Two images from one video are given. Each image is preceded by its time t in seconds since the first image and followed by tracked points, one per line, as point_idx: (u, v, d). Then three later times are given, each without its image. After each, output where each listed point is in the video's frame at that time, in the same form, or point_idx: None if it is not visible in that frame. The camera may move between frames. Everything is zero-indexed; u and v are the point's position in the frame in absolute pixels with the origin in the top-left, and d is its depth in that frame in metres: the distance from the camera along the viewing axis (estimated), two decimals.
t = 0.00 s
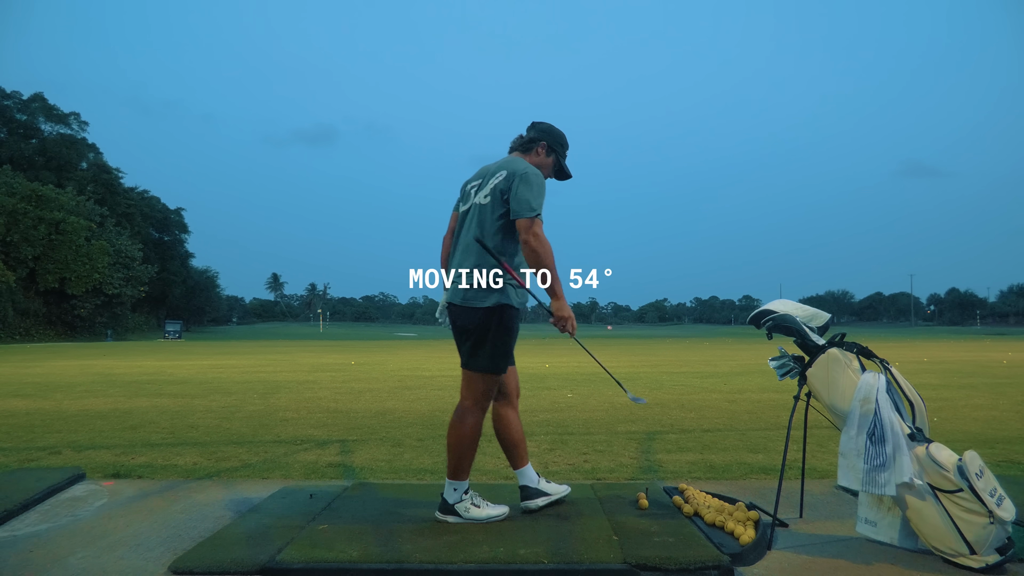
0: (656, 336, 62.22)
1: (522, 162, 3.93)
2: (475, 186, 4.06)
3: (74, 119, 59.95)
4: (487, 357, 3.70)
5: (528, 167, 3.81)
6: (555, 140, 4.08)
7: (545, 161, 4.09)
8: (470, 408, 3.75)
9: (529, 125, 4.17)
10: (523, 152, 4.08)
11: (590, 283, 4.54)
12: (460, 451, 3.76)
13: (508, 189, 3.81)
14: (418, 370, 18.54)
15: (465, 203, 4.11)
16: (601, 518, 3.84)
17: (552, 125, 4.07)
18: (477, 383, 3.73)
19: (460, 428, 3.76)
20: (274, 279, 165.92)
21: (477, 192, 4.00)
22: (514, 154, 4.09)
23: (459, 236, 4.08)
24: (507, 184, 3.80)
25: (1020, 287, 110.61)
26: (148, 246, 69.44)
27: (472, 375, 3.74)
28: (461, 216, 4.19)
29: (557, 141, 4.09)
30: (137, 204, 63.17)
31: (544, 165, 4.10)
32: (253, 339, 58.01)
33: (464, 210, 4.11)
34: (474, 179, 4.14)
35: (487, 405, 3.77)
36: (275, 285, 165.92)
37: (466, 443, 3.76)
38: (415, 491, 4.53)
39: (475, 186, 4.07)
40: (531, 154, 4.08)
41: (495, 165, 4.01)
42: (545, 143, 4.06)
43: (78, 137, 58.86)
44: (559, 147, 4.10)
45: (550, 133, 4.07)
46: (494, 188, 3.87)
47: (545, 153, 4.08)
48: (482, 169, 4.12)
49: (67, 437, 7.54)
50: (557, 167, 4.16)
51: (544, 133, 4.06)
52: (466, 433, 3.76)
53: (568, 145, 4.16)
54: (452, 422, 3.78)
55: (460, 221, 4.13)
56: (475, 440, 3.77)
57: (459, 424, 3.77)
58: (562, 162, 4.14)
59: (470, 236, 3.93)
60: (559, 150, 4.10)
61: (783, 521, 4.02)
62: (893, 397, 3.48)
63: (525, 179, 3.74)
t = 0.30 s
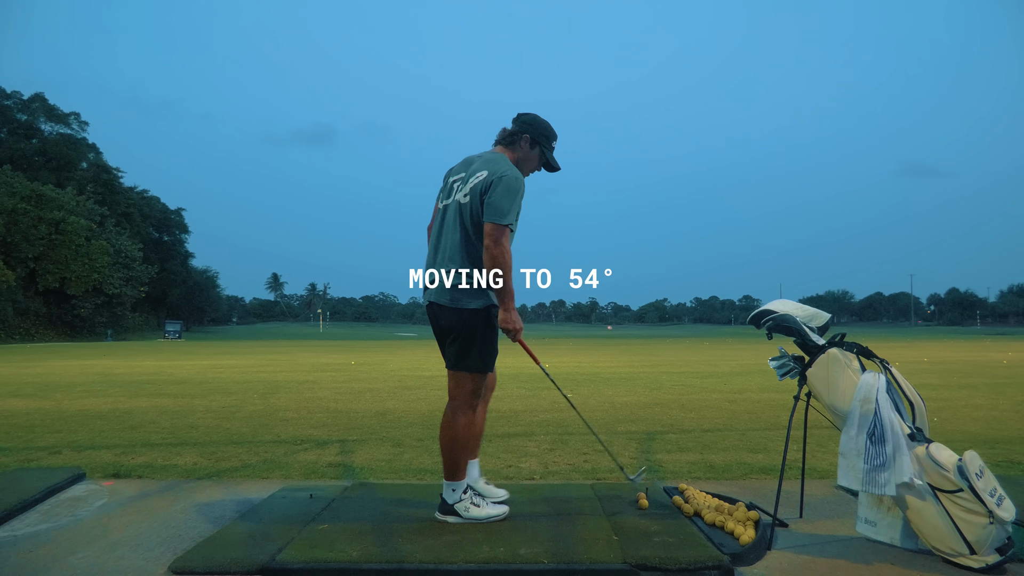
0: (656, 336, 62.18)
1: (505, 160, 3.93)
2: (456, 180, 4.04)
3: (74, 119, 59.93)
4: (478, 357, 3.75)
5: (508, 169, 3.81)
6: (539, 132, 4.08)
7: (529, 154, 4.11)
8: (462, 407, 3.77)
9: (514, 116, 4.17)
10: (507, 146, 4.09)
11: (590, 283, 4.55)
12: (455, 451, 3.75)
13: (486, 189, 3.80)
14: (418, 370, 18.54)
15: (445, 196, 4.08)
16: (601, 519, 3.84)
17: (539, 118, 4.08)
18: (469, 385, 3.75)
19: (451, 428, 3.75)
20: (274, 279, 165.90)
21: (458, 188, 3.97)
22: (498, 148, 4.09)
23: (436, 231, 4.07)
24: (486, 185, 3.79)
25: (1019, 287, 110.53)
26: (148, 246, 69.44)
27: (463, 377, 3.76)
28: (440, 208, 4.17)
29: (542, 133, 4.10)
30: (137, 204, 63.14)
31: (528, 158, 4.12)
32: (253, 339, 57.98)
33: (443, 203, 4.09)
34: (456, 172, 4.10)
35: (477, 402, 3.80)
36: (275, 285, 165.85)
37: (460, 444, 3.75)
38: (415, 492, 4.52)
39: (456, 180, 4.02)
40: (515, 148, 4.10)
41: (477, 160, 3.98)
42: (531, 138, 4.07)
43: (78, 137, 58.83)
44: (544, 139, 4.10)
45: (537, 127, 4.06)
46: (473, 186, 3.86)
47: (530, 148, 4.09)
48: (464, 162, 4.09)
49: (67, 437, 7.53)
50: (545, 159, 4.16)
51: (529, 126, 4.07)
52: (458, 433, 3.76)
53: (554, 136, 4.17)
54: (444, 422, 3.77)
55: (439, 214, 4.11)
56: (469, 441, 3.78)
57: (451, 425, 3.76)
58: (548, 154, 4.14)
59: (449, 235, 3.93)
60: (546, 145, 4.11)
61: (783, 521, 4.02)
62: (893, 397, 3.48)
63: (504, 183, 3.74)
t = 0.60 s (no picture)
0: (656, 336, 62.19)
1: (456, 193, 3.79)
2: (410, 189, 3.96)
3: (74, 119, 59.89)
4: (411, 357, 3.76)
5: (452, 208, 3.68)
6: (503, 171, 3.86)
7: (489, 193, 3.91)
8: (398, 408, 3.71)
9: (484, 148, 3.95)
10: (468, 181, 3.90)
11: (590, 284, 4.56)
12: (388, 454, 3.67)
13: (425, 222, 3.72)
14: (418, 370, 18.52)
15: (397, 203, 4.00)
16: (601, 519, 3.84)
17: (508, 157, 3.86)
18: (406, 385, 3.73)
19: (388, 430, 3.67)
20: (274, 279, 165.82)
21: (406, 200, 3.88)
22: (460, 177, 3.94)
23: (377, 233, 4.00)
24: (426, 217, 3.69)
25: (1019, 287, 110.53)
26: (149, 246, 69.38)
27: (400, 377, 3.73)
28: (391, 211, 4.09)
29: (506, 173, 3.88)
30: (137, 204, 63.08)
31: (489, 198, 3.93)
32: (253, 339, 57.96)
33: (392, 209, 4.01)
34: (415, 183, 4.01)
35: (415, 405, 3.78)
36: (275, 285, 165.81)
37: (399, 445, 3.69)
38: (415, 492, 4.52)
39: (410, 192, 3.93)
40: (475, 185, 3.90)
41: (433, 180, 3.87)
42: (494, 175, 3.87)
43: (78, 137, 58.79)
44: (508, 180, 3.88)
45: (503, 164, 3.86)
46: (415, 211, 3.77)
47: (490, 186, 3.90)
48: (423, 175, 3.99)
49: (67, 437, 7.53)
50: (506, 200, 3.96)
51: (491, 164, 3.85)
52: (395, 435, 3.68)
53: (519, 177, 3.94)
54: (380, 427, 3.68)
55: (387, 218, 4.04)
56: (407, 442, 3.72)
57: (386, 428, 3.68)
58: (510, 196, 3.94)
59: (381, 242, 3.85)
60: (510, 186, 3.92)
61: (783, 521, 4.02)
62: (893, 397, 3.49)
63: (443, 218, 3.65)
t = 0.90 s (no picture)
0: (656, 336, 62.18)
1: (457, 194, 3.79)
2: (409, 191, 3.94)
3: (74, 119, 59.93)
4: (412, 358, 3.75)
5: (455, 210, 3.68)
6: (504, 172, 3.87)
7: (491, 193, 3.90)
8: (400, 408, 3.72)
9: (486, 149, 3.95)
10: (470, 181, 3.90)
11: (590, 284, 4.56)
12: (389, 454, 3.67)
13: (427, 223, 3.72)
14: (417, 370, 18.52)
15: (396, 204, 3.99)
16: (600, 518, 3.84)
17: (509, 159, 3.86)
18: (408, 385, 3.72)
19: (390, 431, 3.67)
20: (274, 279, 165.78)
21: (406, 202, 3.87)
22: (461, 182, 3.93)
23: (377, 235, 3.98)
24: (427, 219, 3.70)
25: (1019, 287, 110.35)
26: (148, 247, 69.38)
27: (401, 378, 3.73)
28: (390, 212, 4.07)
29: (507, 173, 3.88)
30: (137, 204, 63.10)
31: (491, 198, 3.92)
32: (253, 339, 57.96)
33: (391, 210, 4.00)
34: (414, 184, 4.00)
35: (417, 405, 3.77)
36: (275, 285, 165.79)
37: (401, 446, 3.69)
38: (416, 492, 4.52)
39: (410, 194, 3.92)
40: (477, 185, 3.90)
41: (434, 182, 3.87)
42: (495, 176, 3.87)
43: (79, 137, 58.82)
44: (509, 180, 3.89)
45: (504, 165, 3.86)
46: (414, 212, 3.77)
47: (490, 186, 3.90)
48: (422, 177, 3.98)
49: (67, 437, 7.52)
50: (508, 200, 3.96)
51: (493, 164, 3.85)
52: (396, 436, 3.68)
53: (520, 177, 3.95)
54: (381, 428, 3.68)
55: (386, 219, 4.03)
56: (408, 442, 3.73)
57: (388, 429, 3.68)
58: (512, 196, 3.94)
59: (381, 244, 3.84)
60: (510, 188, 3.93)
61: (783, 521, 4.02)
62: (893, 397, 3.49)
63: (446, 220, 3.66)
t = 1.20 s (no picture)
0: (656, 336, 62.21)
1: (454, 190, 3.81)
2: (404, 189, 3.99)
3: (74, 119, 59.95)
4: (403, 356, 3.74)
5: (443, 195, 3.69)
6: (503, 169, 3.88)
7: (490, 190, 3.89)
8: (392, 408, 3.72)
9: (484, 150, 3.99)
10: (468, 178, 3.90)
11: (590, 283, 4.56)
12: (386, 454, 3.68)
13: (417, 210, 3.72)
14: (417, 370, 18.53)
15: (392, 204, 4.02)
16: (600, 518, 3.84)
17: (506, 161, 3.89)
18: (399, 385, 3.73)
19: (384, 431, 3.68)
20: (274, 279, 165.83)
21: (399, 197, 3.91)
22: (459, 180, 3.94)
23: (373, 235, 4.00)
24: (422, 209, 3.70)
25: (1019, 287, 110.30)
26: (149, 246, 69.42)
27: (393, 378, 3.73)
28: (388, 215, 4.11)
29: (506, 171, 3.89)
30: (137, 204, 63.12)
31: (491, 195, 3.91)
32: (253, 339, 57.98)
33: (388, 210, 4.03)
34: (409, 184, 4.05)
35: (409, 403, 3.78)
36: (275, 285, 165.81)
37: (395, 444, 3.69)
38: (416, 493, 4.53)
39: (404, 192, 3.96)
40: (475, 182, 3.90)
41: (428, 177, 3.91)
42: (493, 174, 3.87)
43: (79, 137, 58.87)
44: (508, 177, 3.89)
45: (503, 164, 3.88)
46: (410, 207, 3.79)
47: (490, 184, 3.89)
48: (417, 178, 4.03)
49: (67, 437, 7.53)
50: (507, 198, 3.95)
51: (492, 163, 3.87)
52: (391, 435, 3.69)
53: (519, 175, 3.95)
54: (375, 428, 3.69)
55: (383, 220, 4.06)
56: (403, 442, 3.74)
57: (382, 427, 3.69)
58: (511, 194, 3.93)
59: (375, 238, 3.84)
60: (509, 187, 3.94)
61: (783, 521, 4.02)
62: (893, 397, 3.49)
63: (435, 205, 3.66)
